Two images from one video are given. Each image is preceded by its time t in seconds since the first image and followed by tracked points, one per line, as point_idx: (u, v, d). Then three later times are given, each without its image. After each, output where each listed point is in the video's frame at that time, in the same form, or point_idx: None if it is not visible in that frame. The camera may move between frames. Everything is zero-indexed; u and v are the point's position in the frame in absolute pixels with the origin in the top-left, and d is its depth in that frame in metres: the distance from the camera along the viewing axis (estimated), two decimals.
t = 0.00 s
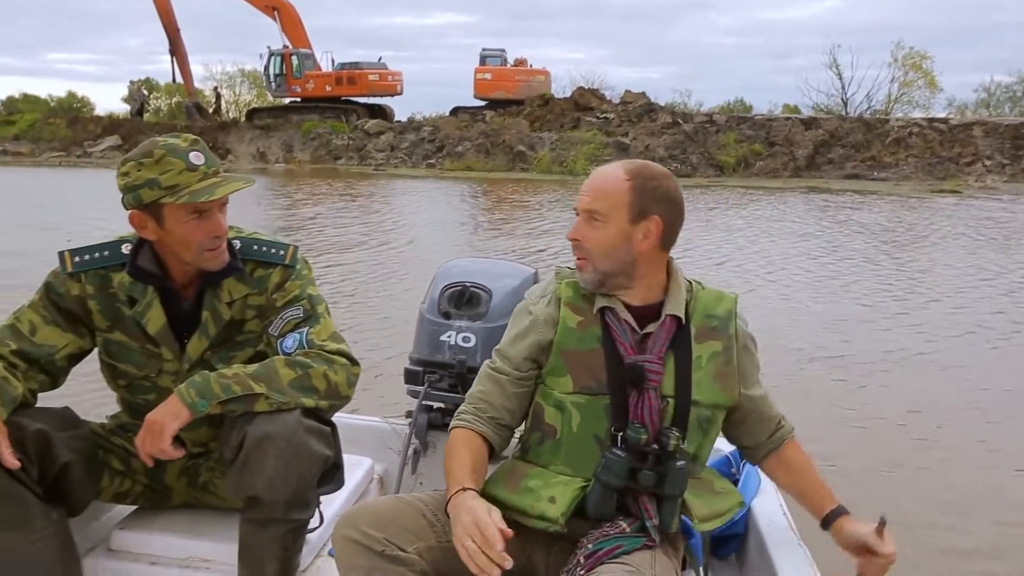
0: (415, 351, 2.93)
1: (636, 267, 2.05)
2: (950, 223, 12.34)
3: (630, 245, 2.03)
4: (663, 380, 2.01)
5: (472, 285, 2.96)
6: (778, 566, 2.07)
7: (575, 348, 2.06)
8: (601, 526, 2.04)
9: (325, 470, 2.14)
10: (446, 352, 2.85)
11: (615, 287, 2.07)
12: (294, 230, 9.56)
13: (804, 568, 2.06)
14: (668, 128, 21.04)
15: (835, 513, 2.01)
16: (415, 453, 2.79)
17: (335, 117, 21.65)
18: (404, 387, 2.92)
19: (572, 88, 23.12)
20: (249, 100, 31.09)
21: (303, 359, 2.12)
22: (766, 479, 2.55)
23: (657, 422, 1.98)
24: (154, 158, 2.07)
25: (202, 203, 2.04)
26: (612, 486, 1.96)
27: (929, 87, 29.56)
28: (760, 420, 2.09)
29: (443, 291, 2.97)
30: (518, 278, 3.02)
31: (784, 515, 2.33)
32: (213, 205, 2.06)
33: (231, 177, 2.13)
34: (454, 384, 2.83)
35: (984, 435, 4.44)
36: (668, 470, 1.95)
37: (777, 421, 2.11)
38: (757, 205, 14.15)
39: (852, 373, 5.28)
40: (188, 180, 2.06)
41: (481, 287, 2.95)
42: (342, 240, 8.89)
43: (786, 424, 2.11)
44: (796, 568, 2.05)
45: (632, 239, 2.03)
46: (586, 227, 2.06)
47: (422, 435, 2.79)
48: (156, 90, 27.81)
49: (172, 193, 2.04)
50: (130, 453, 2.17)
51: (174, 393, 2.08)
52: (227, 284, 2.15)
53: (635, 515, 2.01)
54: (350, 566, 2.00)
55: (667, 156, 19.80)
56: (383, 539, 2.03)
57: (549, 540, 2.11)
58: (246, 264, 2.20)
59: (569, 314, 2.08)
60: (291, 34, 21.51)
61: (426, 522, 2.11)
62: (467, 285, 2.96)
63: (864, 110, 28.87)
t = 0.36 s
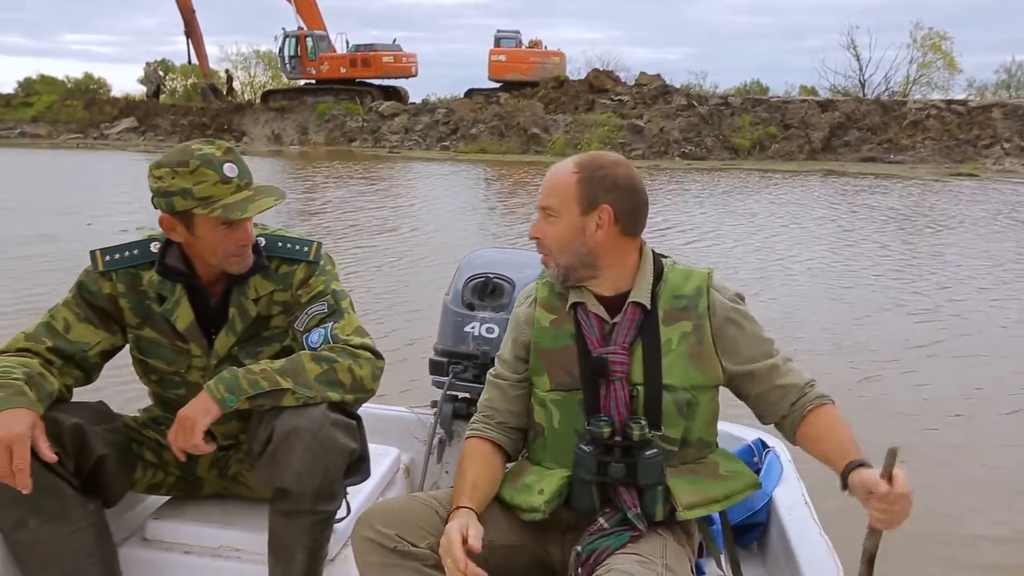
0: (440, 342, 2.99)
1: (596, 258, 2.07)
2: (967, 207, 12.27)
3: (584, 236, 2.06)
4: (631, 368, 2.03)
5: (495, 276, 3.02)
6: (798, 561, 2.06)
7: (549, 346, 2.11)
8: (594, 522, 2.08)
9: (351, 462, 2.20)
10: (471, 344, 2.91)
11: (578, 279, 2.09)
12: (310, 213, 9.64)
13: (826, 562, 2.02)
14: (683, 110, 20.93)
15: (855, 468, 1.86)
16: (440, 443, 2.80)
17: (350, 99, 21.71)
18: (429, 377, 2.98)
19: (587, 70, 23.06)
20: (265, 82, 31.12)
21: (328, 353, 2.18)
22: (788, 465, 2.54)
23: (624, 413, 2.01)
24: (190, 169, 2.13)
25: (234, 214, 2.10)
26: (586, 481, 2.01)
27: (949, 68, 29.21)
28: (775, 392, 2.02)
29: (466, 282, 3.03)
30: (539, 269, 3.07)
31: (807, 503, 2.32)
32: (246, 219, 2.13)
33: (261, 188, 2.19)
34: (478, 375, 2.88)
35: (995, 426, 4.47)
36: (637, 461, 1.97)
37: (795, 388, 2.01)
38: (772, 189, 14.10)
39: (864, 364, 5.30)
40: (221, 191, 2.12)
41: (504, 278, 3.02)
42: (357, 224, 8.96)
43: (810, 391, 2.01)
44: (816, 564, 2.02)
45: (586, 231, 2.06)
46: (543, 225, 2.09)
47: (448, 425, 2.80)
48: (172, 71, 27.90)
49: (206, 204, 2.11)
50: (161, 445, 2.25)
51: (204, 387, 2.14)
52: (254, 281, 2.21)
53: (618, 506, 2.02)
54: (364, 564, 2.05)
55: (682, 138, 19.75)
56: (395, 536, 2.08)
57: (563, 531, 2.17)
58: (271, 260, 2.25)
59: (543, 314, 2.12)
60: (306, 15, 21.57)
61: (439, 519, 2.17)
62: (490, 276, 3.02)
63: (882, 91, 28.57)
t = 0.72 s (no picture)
0: (464, 338, 3.02)
1: (620, 259, 2.10)
2: (982, 197, 12.20)
3: (609, 237, 2.09)
4: (655, 370, 2.06)
5: (518, 272, 3.04)
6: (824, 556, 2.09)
7: (573, 346, 2.14)
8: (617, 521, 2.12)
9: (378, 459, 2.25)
10: (494, 339, 2.94)
11: (603, 280, 2.12)
12: (325, 202, 9.70)
13: (852, 561, 2.05)
14: (695, 98, 20.85)
15: (875, 485, 1.88)
16: (466, 436, 2.86)
17: (361, 87, 21.76)
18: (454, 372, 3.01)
19: (598, 57, 23.00)
20: (277, 69, 31.15)
21: (351, 353, 2.21)
22: (813, 461, 2.57)
23: (647, 413, 2.05)
24: (207, 169, 2.16)
25: (251, 216, 2.12)
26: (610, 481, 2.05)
27: (964, 55, 28.93)
28: (797, 400, 2.04)
29: (490, 278, 3.05)
30: (562, 264, 3.10)
31: (831, 497, 2.36)
32: (261, 216, 2.15)
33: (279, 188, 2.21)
34: (501, 369, 2.90)
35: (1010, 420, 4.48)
36: (660, 462, 2.00)
37: (814, 397, 2.04)
38: (784, 178, 14.05)
39: (875, 357, 5.32)
40: (237, 192, 2.15)
41: (527, 273, 3.04)
42: (370, 213, 9.00)
43: (829, 403, 2.03)
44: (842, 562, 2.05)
45: (610, 231, 2.09)
46: (568, 224, 2.13)
47: (472, 419, 2.86)
48: (184, 58, 27.96)
49: (222, 204, 2.13)
50: (191, 443, 2.32)
51: (230, 388, 2.18)
52: (277, 282, 2.25)
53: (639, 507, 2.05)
54: (396, 554, 2.11)
55: (694, 126, 19.74)
56: (427, 529, 2.14)
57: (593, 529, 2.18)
58: (294, 260, 2.29)
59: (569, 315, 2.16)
60: (317, 3, 21.61)
61: (468, 511, 2.21)
62: (513, 272, 3.04)
63: (896, 78, 28.34)
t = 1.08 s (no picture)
0: (487, 333, 3.06)
1: (629, 257, 2.12)
2: (994, 187, 12.15)
3: (616, 235, 2.11)
4: (662, 368, 2.09)
5: (541, 267, 3.09)
6: (844, 555, 2.12)
7: (584, 344, 2.17)
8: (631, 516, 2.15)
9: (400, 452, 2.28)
10: (517, 333, 2.97)
11: (613, 279, 2.14)
12: (336, 193, 9.75)
13: (873, 560, 2.07)
14: (704, 89, 20.78)
15: (891, 488, 1.85)
16: (489, 429, 2.87)
17: (370, 77, 21.77)
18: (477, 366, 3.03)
19: (607, 47, 22.95)
20: (286, 59, 31.13)
21: (375, 348, 2.24)
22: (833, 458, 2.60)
23: (654, 410, 2.08)
24: (228, 166, 2.20)
25: (273, 212, 2.15)
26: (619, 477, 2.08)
27: (976, 45, 28.71)
28: (808, 400, 2.02)
29: (512, 273, 3.09)
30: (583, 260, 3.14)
31: (852, 493, 2.40)
32: (283, 212, 2.18)
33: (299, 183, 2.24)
34: (524, 363, 2.94)
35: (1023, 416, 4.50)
36: (666, 459, 2.03)
37: (826, 396, 2.01)
38: (794, 169, 14.01)
39: (885, 351, 5.34)
40: (258, 188, 2.18)
41: (550, 269, 3.08)
42: (380, 205, 9.03)
43: (841, 403, 2.00)
44: (864, 561, 2.07)
45: (618, 230, 2.11)
46: (577, 224, 2.15)
47: (495, 412, 2.87)
48: (194, 48, 27.98)
49: (244, 200, 2.17)
50: (219, 435, 2.37)
51: (257, 382, 2.22)
52: (302, 277, 2.28)
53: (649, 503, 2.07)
54: (417, 550, 2.14)
55: (703, 116, 19.68)
56: (446, 524, 2.17)
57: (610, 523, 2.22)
58: (318, 256, 2.32)
59: (581, 313, 2.19)
60: None
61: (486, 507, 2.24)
62: (536, 267, 3.09)
63: (907, 68, 28.15)
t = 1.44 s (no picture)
0: (502, 324, 3.10)
1: (635, 252, 2.13)
2: (1000, 179, 12.14)
3: (623, 231, 2.11)
4: (668, 363, 2.09)
5: (558, 261, 3.12)
6: (854, 548, 2.13)
7: (595, 339, 2.20)
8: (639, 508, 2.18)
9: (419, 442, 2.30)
10: (532, 326, 3.01)
11: (619, 273, 2.15)
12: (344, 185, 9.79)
13: (883, 555, 2.09)
14: (710, 80, 20.75)
15: (892, 498, 1.84)
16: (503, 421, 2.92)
17: (376, 69, 21.80)
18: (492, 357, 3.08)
19: (613, 39, 22.92)
20: (292, 50, 31.14)
21: (396, 339, 2.28)
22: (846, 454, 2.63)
23: (659, 407, 2.09)
24: (260, 157, 2.24)
25: (302, 203, 2.19)
26: (622, 471, 2.11)
27: (984, 36, 28.59)
28: (809, 402, 2.00)
29: (529, 266, 3.12)
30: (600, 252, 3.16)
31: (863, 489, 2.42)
32: (311, 204, 2.21)
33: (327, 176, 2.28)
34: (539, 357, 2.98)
35: None
36: (668, 455, 2.05)
37: (832, 396, 1.99)
38: (800, 161, 13.99)
39: (891, 345, 5.35)
40: (289, 179, 2.22)
41: (566, 262, 3.11)
42: (389, 198, 9.07)
43: (846, 403, 1.98)
44: (874, 556, 2.08)
45: (625, 226, 2.11)
46: (586, 220, 2.15)
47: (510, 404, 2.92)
48: (200, 39, 28.00)
49: (274, 191, 2.21)
50: (240, 422, 2.41)
51: (279, 370, 2.26)
52: (325, 268, 2.32)
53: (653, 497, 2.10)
54: (431, 539, 2.17)
55: (708, 107, 19.67)
56: (460, 514, 2.20)
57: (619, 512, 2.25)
58: (342, 248, 2.36)
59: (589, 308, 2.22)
60: None
61: (500, 496, 2.28)
62: (553, 260, 3.12)
63: (914, 60, 28.03)
